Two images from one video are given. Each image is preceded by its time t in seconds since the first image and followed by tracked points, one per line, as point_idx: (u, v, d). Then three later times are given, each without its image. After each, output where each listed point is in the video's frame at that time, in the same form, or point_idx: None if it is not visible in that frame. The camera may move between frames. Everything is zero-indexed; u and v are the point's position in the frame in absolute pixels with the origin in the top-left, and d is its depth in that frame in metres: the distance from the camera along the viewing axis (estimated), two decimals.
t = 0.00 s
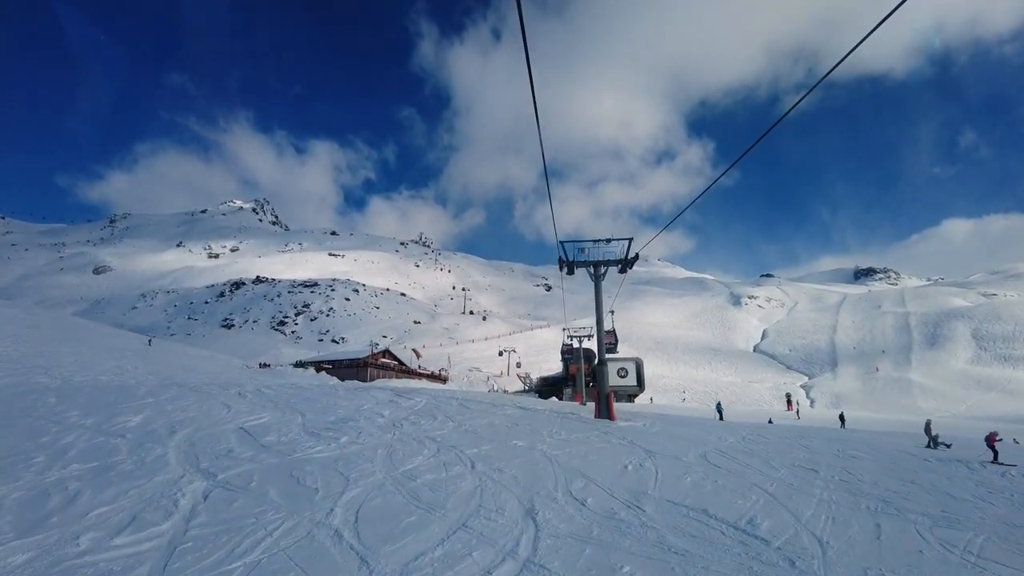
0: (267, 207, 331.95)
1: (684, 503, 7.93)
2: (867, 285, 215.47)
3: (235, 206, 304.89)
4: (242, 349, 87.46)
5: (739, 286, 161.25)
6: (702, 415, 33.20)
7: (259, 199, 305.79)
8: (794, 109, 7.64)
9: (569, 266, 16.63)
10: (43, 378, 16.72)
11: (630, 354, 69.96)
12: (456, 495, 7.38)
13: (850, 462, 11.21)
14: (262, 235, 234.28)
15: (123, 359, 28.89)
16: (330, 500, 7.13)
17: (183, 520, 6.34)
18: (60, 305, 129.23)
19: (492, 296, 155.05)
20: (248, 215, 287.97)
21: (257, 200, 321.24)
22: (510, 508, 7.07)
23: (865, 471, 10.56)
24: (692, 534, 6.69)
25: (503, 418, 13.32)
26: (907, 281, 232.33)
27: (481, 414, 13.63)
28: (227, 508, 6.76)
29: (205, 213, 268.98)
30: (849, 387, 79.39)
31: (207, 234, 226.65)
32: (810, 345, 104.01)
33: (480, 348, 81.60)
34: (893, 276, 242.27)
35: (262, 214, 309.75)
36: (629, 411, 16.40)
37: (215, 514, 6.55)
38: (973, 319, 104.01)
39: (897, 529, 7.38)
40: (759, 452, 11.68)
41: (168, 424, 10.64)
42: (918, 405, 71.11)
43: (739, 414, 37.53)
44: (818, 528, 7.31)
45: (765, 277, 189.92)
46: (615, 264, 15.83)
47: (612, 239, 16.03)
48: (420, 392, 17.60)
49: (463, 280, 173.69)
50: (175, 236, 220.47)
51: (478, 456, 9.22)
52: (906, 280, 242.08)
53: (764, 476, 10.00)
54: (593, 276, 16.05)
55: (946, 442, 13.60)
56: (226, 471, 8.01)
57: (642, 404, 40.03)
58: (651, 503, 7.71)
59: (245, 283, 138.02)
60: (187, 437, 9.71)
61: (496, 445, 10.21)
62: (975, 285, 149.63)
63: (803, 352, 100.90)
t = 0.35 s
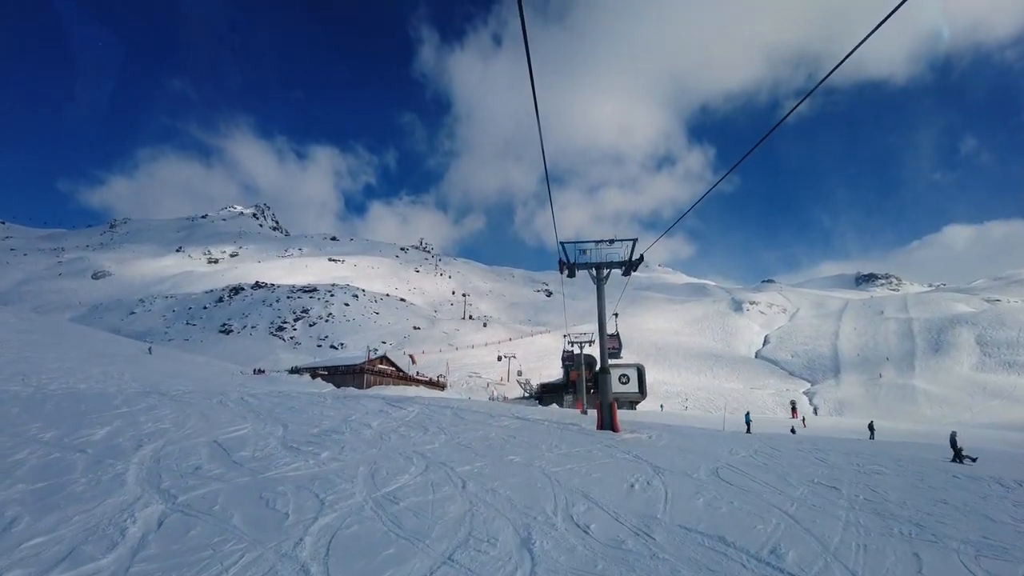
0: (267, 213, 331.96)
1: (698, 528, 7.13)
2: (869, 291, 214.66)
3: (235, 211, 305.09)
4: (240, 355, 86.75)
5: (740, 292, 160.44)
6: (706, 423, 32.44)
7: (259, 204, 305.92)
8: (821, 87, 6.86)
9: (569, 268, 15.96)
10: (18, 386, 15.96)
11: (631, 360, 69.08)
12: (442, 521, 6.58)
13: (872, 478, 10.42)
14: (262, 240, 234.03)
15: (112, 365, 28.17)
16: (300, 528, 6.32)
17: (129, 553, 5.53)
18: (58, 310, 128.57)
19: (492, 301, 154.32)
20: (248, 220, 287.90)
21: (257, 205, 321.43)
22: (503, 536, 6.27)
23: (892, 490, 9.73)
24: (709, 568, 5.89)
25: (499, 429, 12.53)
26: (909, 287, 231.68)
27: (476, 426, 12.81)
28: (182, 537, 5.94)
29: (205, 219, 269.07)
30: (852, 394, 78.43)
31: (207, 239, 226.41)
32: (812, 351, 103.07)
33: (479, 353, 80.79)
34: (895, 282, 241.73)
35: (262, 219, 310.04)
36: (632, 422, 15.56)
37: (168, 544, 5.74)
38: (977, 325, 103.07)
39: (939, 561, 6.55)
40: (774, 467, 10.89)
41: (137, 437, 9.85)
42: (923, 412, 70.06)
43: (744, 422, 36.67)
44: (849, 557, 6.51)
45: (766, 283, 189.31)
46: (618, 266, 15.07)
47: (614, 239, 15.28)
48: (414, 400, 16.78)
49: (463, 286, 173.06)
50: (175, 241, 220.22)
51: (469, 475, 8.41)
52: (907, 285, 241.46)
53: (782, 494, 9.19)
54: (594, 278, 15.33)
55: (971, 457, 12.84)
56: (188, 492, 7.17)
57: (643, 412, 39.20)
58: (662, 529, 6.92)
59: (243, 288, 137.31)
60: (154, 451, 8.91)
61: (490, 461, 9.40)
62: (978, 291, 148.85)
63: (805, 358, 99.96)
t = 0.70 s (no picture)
0: (267, 220, 332.20)
1: (716, 558, 6.35)
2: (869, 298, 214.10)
3: (235, 218, 305.30)
4: (237, 362, 85.99)
5: (741, 299, 159.63)
6: (712, 433, 31.60)
7: (259, 211, 305.92)
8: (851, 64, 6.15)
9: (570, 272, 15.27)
10: None
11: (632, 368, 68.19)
12: (427, 552, 5.80)
13: (898, 497, 9.60)
14: (262, 247, 233.71)
15: (99, 373, 27.36)
16: (263, 561, 5.53)
17: None
18: (55, 317, 127.83)
19: (492, 308, 153.58)
20: (248, 227, 288.09)
21: (257, 212, 321.57)
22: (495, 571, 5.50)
23: (923, 510, 8.93)
24: None
25: (497, 443, 11.76)
26: (910, 294, 230.87)
27: (470, 440, 11.98)
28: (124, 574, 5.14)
29: (205, 225, 269.13)
30: (856, 402, 77.37)
31: (207, 246, 226.16)
32: (814, 359, 102.16)
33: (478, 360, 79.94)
34: (896, 289, 241.14)
35: (262, 226, 310.28)
36: (636, 434, 14.74)
37: None
38: (981, 332, 102.24)
39: None
40: (792, 484, 10.08)
41: (99, 453, 9.03)
42: (928, 420, 69.09)
43: (750, 432, 35.76)
44: None
45: (767, 290, 188.75)
46: (620, 269, 14.30)
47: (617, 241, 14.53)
48: (408, 411, 15.96)
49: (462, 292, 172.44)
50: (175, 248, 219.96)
51: (459, 497, 7.61)
52: (908, 292, 240.68)
53: (803, 516, 8.40)
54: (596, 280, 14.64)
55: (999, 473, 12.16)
56: (142, 518, 6.35)
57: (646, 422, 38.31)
58: (675, 560, 6.14)
59: (242, 295, 136.63)
60: (114, 469, 8.12)
61: (484, 480, 8.63)
62: (980, 298, 148.05)
63: (807, 366, 98.94)
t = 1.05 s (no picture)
0: (267, 225, 332.23)
1: None
2: (871, 303, 213.23)
3: (236, 223, 305.73)
4: (235, 367, 85.26)
5: (742, 304, 158.80)
6: (716, 442, 30.80)
7: (259, 216, 305.73)
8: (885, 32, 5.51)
9: (571, 272, 14.59)
10: None
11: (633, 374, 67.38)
12: None
13: (927, 514, 8.85)
14: (262, 252, 233.37)
15: (87, 377, 26.71)
16: None
17: None
18: (53, 322, 127.18)
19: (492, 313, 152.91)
20: (249, 233, 288.10)
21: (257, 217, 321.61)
22: None
23: (958, 531, 8.11)
24: None
25: (493, 455, 11.00)
26: (912, 299, 229.88)
27: (463, 451, 11.23)
28: None
29: (205, 231, 269.10)
30: (859, 408, 76.44)
31: (207, 251, 225.86)
32: (816, 364, 101.32)
33: (478, 366, 79.11)
34: (897, 294, 240.39)
35: (263, 232, 310.28)
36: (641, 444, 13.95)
37: None
38: (984, 337, 101.44)
39: None
40: (811, 501, 9.29)
41: (57, 467, 8.29)
42: (932, 427, 68.17)
43: (754, 440, 34.93)
44: None
45: (768, 296, 188.03)
46: (624, 270, 13.62)
47: (620, 239, 13.84)
48: (401, 419, 15.21)
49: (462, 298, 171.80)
50: (174, 253, 219.61)
51: (448, 520, 6.84)
52: (910, 298, 239.77)
53: (826, 537, 7.63)
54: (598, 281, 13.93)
55: None
56: (88, 545, 5.58)
57: (648, 429, 37.48)
58: None
59: (241, 300, 136.02)
60: (69, 486, 7.38)
61: (476, 498, 7.86)
62: (983, 303, 147.09)
63: (809, 371, 98.11)
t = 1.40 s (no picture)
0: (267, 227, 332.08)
1: None
2: (872, 305, 212.49)
3: (235, 225, 305.55)
4: (233, 370, 84.58)
5: (743, 307, 158.04)
6: (720, 449, 30.02)
7: (259, 218, 305.80)
8: None
9: (571, 269, 13.87)
10: None
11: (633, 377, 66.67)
12: None
13: (958, 531, 8.14)
14: (261, 254, 232.86)
15: (75, 380, 26.00)
16: None
17: None
18: (51, 325, 126.53)
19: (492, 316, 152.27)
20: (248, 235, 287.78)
21: (257, 220, 321.59)
22: None
23: (998, 552, 7.35)
24: None
25: (487, 464, 10.29)
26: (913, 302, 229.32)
27: (457, 460, 10.51)
28: None
29: (205, 233, 268.74)
30: (862, 411, 75.68)
31: (207, 253, 225.47)
32: (818, 367, 100.54)
33: (477, 368, 78.42)
34: (898, 296, 239.82)
35: (262, 234, 310.15)
36: (644, 450, 13.22)
37: None
38: (987, 339, 100.71)
39: None
40: (832, 517, 8.55)
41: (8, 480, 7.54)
42: (937, 430, 67.35)
43: (758, 445, 34.11)
44: None
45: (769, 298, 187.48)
46: (628, 267, 12.90)
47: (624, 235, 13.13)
48: (394, 425, 14.53)
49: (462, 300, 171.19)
50: (173, 255, 219.12)
51: (435, 543, 6.09)
52: (911, 300, 239.08)
53: (853, 558, 6.90)
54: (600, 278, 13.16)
55: None
56: None
57: (648, 435, 36.70)
58: None
59: (240, 302, 135.39)
60: (14, 503, 6.63)
61: (467, 516, 7.12)
62: (985, 305, 146.31)
63: (811, 374, 97.35)
